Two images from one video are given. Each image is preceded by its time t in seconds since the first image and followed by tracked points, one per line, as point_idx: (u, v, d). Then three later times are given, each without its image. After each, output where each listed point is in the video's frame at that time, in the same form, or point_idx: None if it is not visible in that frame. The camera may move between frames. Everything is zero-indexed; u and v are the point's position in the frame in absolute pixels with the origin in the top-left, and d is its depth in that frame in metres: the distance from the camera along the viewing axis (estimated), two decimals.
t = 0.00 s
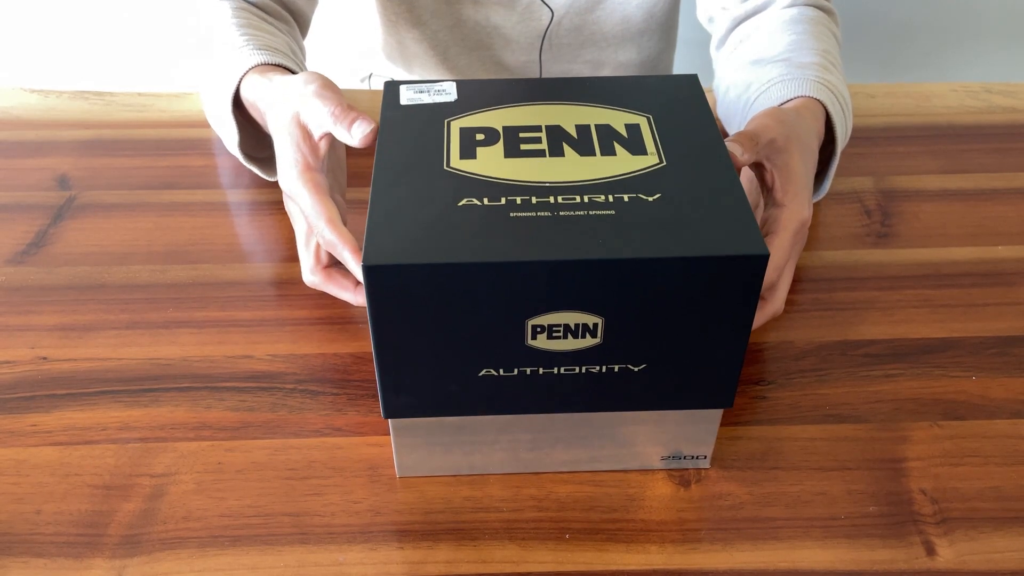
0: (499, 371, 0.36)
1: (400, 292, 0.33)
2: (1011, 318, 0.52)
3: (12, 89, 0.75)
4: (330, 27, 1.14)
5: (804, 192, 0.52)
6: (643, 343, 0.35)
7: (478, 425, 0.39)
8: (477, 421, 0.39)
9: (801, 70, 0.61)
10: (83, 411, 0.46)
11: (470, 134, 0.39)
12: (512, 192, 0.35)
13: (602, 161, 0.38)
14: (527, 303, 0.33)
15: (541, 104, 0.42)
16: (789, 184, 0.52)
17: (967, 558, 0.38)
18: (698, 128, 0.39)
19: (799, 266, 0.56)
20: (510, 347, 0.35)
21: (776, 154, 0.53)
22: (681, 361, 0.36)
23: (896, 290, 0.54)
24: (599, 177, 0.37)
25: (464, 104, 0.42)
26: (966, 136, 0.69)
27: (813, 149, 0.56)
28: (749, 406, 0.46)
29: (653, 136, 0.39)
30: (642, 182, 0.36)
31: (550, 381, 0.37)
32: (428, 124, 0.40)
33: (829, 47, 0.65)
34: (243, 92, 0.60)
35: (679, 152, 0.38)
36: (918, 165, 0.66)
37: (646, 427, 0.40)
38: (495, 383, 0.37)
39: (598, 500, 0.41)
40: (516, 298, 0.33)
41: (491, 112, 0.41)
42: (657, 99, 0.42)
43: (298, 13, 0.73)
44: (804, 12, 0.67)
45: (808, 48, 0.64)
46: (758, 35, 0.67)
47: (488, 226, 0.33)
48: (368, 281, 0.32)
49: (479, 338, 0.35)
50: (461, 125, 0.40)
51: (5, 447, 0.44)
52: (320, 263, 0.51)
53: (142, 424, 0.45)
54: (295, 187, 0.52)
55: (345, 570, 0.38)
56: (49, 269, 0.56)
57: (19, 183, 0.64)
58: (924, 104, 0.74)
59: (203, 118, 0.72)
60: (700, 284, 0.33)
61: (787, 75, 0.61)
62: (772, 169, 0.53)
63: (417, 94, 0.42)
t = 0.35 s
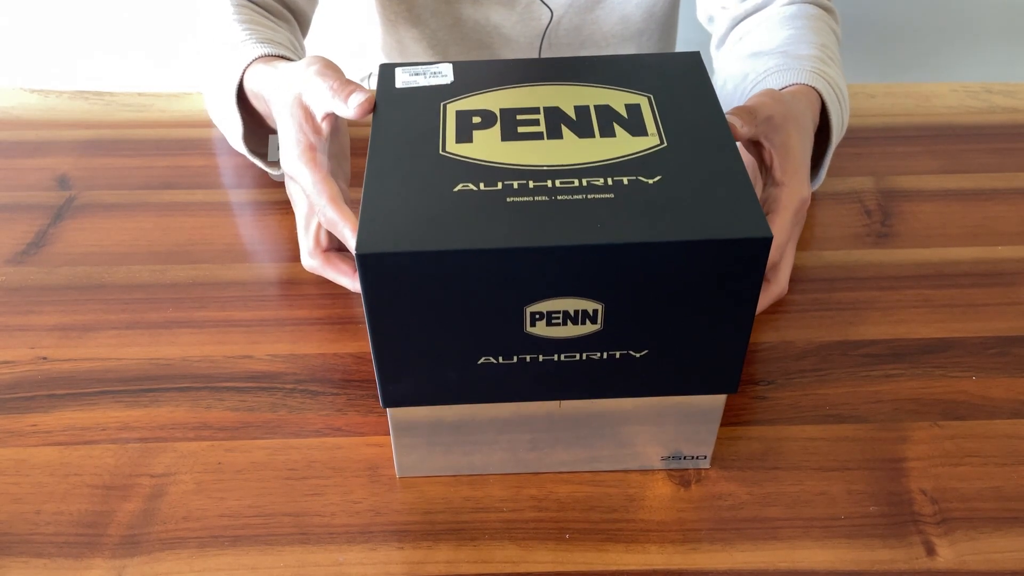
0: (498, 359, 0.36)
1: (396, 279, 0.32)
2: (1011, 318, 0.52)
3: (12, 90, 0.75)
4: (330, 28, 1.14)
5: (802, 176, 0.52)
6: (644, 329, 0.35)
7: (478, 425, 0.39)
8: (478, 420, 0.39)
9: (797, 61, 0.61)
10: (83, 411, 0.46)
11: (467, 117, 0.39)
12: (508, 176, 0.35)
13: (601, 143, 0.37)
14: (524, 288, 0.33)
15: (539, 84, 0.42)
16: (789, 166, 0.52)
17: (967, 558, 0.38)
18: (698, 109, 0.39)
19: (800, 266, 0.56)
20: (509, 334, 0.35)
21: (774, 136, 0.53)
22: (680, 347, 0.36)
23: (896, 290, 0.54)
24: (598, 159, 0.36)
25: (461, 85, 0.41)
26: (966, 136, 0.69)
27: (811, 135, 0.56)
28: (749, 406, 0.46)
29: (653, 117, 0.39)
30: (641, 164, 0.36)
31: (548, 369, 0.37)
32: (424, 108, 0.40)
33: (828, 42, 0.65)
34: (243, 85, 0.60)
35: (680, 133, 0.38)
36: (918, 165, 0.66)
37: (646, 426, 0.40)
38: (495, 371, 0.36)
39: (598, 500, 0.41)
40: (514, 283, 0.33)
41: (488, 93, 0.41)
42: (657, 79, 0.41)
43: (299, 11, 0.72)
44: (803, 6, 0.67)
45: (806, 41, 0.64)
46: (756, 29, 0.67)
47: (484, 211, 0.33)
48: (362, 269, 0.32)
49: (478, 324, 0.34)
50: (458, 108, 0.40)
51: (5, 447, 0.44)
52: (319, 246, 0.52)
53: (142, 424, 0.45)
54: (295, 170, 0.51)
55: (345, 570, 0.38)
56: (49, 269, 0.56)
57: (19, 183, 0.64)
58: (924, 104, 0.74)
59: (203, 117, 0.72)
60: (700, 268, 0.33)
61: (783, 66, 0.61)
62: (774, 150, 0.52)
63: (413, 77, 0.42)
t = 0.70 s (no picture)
0: (498, 335, 0.35)
1: (392, 248, 0.31)
2: (1011, 317, 0.52)
3: (12, 89, 0.75)
4: (330, 30, 1.14)
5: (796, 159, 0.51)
6: (649, 304, 0.34)
7: (478, 424, 0.39)
8: (477, 420, 0.39)
9: (789, 51, 0.61)
10: (83, 411, 0.46)
11: (466, 92, 0.38)
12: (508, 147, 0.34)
13: (603, 115, 0.36)
14: (524, 259, 0.32)
15: (540, 60, 0.41)
16: (783, 147, 0.51)
17: (967, 558, 0.38)
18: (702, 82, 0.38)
19: (799, 266, 0.56)
20: (509, 308, 0.34)
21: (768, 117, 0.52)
22: (686, 322, 0.35)
23: (896, 290, 0.54)
24: (600, 131, 0.35)
25: (460, 62, 0.40)
26: (966, 136, 0.69)
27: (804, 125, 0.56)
28: (749, 406, 0.46)
29: (656, 90, 0.38)
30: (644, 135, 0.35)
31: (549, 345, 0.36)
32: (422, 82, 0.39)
33: (824, 37, 0.65)
34: (248, 75, 0.60)
35: (683, 106, 0.37)
36: (918, 165, 0.66)
37: (645, 426, 0.40)
38: (495, 348, 0.35)
39: (598, 500, 0.41)
40: (514, 254, 0.32)
41: (488, 69, 0.40)
42: (661, 54, 0.40)
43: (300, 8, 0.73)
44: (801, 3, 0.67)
45: (802, 35, 0.64)
46: (751, 26, 0.68)
47: (482, 178, 0.32)
48: (357, 239, 0.31)
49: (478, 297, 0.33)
50: (457, 82, 0.39)
51: (5, 447, 0.44)
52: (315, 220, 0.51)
53: (142, 424, 0.45)
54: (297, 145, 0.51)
55: (345, 569, 0.38)
56: (49, 269, 0.56)
57: (19, 183, 0.64)
58: (925, 104, 0.74)
59: (203, 117, 0.72)
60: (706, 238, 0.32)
61: (776, 57, 0.61)
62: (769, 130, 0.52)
63: (411, 54, 0.41)
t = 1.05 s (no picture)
0: (495, 301, 0.34)
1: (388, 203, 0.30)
2: (1012, 317, 0.52)
3: (12, 89, 0.75)
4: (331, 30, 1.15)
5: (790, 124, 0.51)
6: (651, 268, 0.33)
7: (478, 425, 0.39)
8: (478, 420, 0.39)
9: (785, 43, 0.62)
10: (83, 411, 0.46)
11: (463, 57, 0.37)
12: (505, 108, 0.33)
13: (603, 78, 0.35)
14: (521, 217, 0.31)
15: (539, 29, 0.39)
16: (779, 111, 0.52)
17: (967, 558, 0.38)
18: (707, 48, 0.37)
19: (799, 266, 0.56)
20: (505, 272, 0.32)
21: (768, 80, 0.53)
22: (693, 285, 0.33)
23: (896, 290, 0.54)
24: (600, 92, 0.34)
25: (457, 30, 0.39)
26: (966, 136, 0.69)
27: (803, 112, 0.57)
28: (749, 406, 0.46)
29: (659, 56, 0.36)
30: (645, 96, 0.34)
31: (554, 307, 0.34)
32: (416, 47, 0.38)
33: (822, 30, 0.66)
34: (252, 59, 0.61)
35: (687, 69, 0.35)
36: (918, 165, 0.66)
37: (645, 426, 0.40)
38: (492, 316, 0.34)
39: (598, 499, 0.41)
40: (510, 212, 0.30)
41: (486, 36, 0.38)
42: (664, 23, 0.39)
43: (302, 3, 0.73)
44: None
45: (800, 28, 0.64)
46: (750, 22, 0.68)
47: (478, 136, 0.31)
48: (349, 195, 0.30)
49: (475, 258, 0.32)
50: (454, 49, 0.37)
51: (4, 447, 0.44)
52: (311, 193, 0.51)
53: (142, 424, 0.45)
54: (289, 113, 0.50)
55: (345, 569, 0.38)
56: (49, 269, 0.56)
57: (18, 183, 0.64)
58: (925, 104, 0.74)
59: (203, 117, 0.72)
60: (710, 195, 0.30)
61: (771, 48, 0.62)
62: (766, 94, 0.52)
63: (410, 23, 0.40)
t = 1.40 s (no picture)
0: (500, 221, 0.31)
1: (380, 158, 0.29)
2: (1011, 317, 0.52)
3: (12, 89, 0.75)
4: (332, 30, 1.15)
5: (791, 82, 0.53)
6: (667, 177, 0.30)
7: (478, 425, 0.39)
8: (478, 420, 0.39)
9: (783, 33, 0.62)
10: (83, 411, 0.46)
11: None
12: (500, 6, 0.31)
13: None
14: (516, 116, 0.28)
15: None
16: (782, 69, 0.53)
17: (967, 558, 0.38)
18: None
19: (799, 266, 0.56)
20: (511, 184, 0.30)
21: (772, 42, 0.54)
22: (718, 186, 0.30)
23: (896, 290, 0.54)
24: None
25: None
26: (966, 136, 0.69)
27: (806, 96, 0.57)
28: (749, 406, 0.46)
29: None
30: None
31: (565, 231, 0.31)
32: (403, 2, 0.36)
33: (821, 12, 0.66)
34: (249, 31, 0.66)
35: None
36: (918, 164, 0.66)
37: (645, 426, 0.40)
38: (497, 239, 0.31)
39: (598, 500, 0.41)
40: (513, 109, 0.28)
41: None
42: None
43: None
44: None
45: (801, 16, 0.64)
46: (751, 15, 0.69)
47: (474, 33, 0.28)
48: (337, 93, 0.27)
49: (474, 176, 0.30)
50: None
51: (4, 447, 0.44)
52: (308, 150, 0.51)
53: (142, 424, 0.45)
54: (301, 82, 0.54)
55: (345, 569, 0.38)
56: (49, 268, 0.56)
57: (18, 183, 0.64)
58: (925, 104, 0.73)
59: (203, 117, 0.72)
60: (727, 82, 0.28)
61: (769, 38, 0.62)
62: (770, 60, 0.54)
63: None
